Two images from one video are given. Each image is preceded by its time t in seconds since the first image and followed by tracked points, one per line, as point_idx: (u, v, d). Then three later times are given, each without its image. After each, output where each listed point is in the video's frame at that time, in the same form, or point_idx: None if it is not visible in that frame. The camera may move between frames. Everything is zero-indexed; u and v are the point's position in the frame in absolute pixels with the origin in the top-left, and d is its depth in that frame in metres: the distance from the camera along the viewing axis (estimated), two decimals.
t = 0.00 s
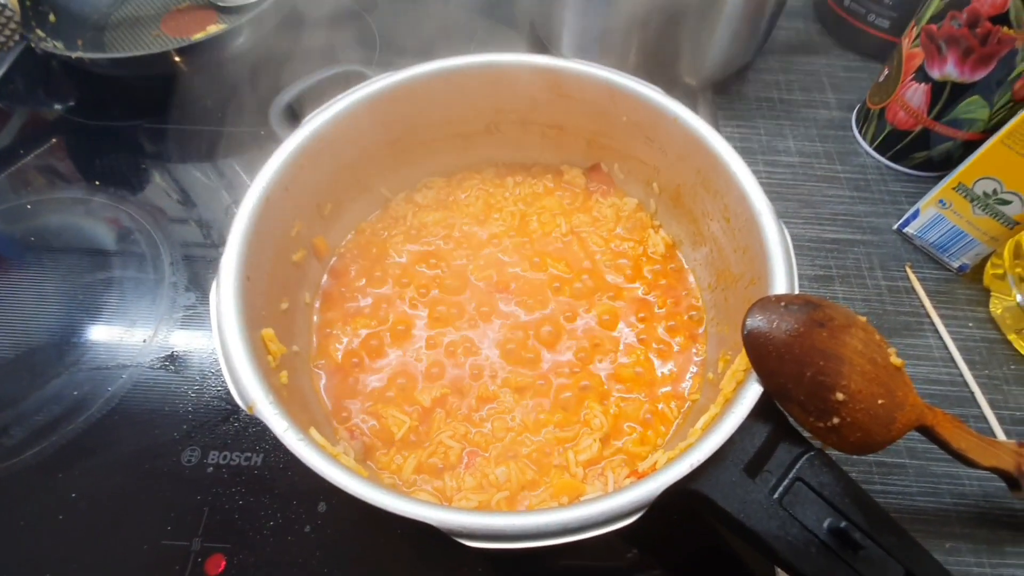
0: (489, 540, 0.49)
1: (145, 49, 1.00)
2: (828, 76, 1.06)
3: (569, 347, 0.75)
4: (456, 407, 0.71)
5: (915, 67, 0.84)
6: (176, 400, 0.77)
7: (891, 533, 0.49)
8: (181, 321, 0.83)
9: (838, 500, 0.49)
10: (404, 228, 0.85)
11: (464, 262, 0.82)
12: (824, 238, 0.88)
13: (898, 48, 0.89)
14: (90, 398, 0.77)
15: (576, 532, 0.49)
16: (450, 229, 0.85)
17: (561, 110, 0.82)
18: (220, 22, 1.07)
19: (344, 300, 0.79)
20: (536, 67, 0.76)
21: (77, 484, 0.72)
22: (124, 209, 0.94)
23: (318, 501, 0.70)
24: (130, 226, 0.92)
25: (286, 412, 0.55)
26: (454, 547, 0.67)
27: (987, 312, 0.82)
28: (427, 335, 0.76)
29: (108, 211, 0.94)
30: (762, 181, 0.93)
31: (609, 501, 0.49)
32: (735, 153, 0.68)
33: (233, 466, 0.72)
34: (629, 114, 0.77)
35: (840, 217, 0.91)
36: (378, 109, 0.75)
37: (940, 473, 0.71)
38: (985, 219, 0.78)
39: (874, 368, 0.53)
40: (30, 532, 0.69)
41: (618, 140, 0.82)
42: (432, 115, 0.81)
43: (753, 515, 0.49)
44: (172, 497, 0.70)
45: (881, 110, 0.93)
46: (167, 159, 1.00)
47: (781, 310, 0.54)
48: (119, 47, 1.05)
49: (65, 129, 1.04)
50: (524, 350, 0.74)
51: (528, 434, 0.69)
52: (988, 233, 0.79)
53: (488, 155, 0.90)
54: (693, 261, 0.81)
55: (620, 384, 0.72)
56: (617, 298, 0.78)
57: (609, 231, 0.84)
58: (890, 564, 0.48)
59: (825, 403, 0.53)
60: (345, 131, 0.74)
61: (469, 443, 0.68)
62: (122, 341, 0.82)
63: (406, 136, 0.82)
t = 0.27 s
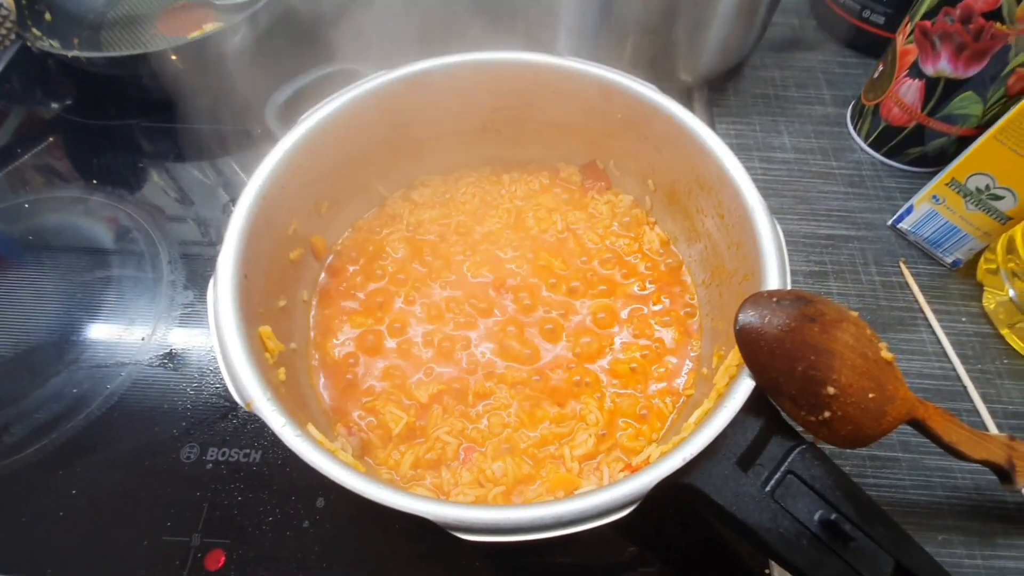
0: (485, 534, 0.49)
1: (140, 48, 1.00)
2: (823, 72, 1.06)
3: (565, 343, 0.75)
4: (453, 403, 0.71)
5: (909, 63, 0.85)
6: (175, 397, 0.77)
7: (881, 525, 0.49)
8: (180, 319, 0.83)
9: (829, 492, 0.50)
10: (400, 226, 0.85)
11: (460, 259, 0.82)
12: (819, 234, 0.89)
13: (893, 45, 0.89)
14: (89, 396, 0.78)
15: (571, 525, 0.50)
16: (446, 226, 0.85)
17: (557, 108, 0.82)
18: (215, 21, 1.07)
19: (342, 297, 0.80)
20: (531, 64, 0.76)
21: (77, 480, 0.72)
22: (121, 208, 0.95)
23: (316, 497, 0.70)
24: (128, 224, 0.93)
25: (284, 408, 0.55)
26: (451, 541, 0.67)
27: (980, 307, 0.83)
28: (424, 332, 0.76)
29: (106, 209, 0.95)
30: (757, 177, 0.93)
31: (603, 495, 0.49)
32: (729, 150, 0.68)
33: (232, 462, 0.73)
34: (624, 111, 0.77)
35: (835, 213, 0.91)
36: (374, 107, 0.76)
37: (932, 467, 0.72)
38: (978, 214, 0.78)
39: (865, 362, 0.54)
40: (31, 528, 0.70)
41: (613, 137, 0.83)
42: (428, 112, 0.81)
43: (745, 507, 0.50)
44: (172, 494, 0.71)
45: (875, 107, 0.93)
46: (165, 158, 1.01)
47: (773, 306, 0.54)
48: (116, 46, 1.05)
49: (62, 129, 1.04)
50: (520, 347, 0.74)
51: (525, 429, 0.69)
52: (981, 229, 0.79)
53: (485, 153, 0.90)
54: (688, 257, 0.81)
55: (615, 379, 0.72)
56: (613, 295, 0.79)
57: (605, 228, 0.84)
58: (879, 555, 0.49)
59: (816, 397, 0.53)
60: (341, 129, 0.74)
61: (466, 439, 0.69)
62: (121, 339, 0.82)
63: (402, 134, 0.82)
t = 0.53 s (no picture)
0: (484, 534, 0.50)
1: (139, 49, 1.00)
2: (820, 70, 1.06)
3: (563, 342, 0.75)
4: (452, 403, 0.71)
5: (906, 60, 0.85)
6: (174, 399, 0.78)
7: (878, 522, 0.49)
8: (178, 321, 0.83)
9: (826, 490, 0.50)
10: (398, 226, 0.85)
11: (458, 258, 0.82)
12: (816, 231, 0.89)
13: (890, 42, 0.89)
14: (88, 398, 0.78)
15: (569, 524, 0.50)
16: (444, 226, 0.85)
17: (553, 107, 0.82)
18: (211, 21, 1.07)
19: (340, 297, 0.80)
20: (528, 63, 0.76)
21: (76, 482, 0.72)
22: (119, 209, 0.95)
23: (316, 497, 0.70)
24: (126, 225, 0.93)
25: (282, 409, 0.55)
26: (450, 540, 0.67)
27: (978, 303, 0.83)
28: (422, 332, 0.76)
29: (103, 211, 0.94)
30: (754, 175, 0.93)
31: (601, 494, 0.50)
32: (726, 148, 0.68)
33: (231, 463, 0.73)
34: (621, 110, 0.77)
35: (832, 211, 0.91)
36: (370, 107, 0.76)
37: (930, 464, 0.72)
38: (975, 211, 0.78)
39: (862, 360, 0.54)
40: (31, 530, 0.70)
41: (610, 136, 0.83)
42: (425, 112, 0.81)
43: (743, 506, 0.50)
44: (171, 495, 0.71)
45: (873, 104, 0.93)
46: (162, 159, 1.01)
47: (770, 305, 0.54)
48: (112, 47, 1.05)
49: (59, 130, 1.04)
50: (518, 346, 0.75)
51: (523, 428, 0.70)
52: (978, 226, 0.79)
53: (482, 153, 0.90)
54: (686, 255, 0.81)
55: (614, 379, 0.73)
56: (611, 294, 0.79)
57: (603, 227, 0.84)
58: (878, 553, 0.49)
59: (813, 395, 0.53)
60: (337, 129, 0.74)
61: (465, 439, 0.69)
62: (120, 341, 0.82)
63: (399, 134, 0.82)
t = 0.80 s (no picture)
0: (490, 537, 0.49)
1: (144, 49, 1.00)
2: (820, 66, 1.06)
3: (566, 342, 0.75)
4: (455, 405, 0.71)
5: (906, 57, 0.85)
6: (175, 402, 0.77)
7: (884, 522, 0.49)
8: (179, 324, 0.83)
9: (832, 490, 0.50)
10: (398, 227, 0.85)
11: (459, 259, 0.82)
12: (817, 229, 0.89)
13: (890, 39, 0.89)
14: (90, 402, 0.78)
15: (575, 526, 0.49)
16: (445, 227, 0.85)
17: (553, 106, 0.82)
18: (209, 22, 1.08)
19: (341, 299, 0.80)
20: (527, 63, 0.76)
21: (79, 487, 0.72)
22: (118, 213, 0.94)
23: (320, 501, 0.70)
24: (125, 228, 0.92)
25: (286, 413, 0.55)
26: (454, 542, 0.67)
27: (980, 300, 0.83)
28: (424, 334, 0.76)
29: (102, 214, 0.94)
30: (755, 173, 0.93)
31: (607, 496, 0.49)
32: (727, 146, 0.68)
33: (233, 467, 0.73)
34: (621, 109, 0.77)
35: (834, 208, 0.91)
36: (370, 108, 0.75)
37: (934, 461, 0.72)
38: (977, 208, 0.78)
39: (867, 359, 0.53)
40: (34, 536, 0.70)
41: (611, 135, 0.82)
42: (425, 113, 0.81)
43: (749, 506, 0.50)
44: (174, 499, 0.71)
45: (873, 101, 0.93)
46: (160, 161, 1.00)
47: (774, 304, 0.54)
48: (110, 50, 1.04)
49: (57, 133, 1.03)
50: (520, 347, 0.74)
51: (527, 429, 0.69)
52: (980, 222, 0.79)
53: (482, 153, 0.90)
54: (688, 254, 0.81)
55: (617, 379, 0.72)
56: (614, 294, 0.78)
57: (604, 226, 0.84)
58: (884, 552, 0.49)
59: (818, 394, 0.53)
60: (337, 130, 0.74)
61: (468, 440, 0.69)
62: (121, 345, 0.82)
63: (399, 135, 0.82)
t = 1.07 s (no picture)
0: (503, 540, 0.49)
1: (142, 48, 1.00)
2: (823, 60, 1.05)
3: (572, 341, 0.75)
4: (462, 405, 0.70)
5: (912, 49, 0.84)
6: (179, 406, 0.77)
7: (901, 519, 0.49)
8: (181, 327, 0.82)
9: (847, 488, 0.49)
10: (401, 226, 0.84)
11: (463, 258, 0.81)
12: (823, 224, 0.88)
13: (895, 31, 0.88)
14: (92, 407, 0.77)
15: (588, 528, 0.49)
16: (448, 226, 0.84)
17: (557, 103, 0.81)
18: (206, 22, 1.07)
19: (344, 300, 0.79)
20: (531, 59, 0.75)
21: (82, 493, 0.72)
22: (118, 215, 0.93)
23: (326, 504, 0.70)
24: (124, 231, 0.91)
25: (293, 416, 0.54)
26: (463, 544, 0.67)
27: (988, 294, 0.82)
28: (429, 335, 0.75)
29: (101, 216, 0.93)
30: (760, 168, 0.93)
31: (620, 498, 0.49)
32: (734, 141, 0.68)
33: (239, 471, 0.72)
34: (626, 105, 0.76)
35: (839, 203, 0.91)
36: (372, 106, 0.74)
37: (945, 457, 0.71)
38: (985, 201, 0.78)
39: (880, 355, 0.53)
40: (38, 543, 0.69)
41: (615, 131, 0.82)
42: (427, 110, 0.80)
43: (764, 505, 0.49)
44: (179, 504, 0.70)
45: (878, 94, 0.92)
46: (158, 162, 1.00)
47: (786, 300, 0.53)
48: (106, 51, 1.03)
49: (53, 135, 1.03)
50: (527, 346, 0.74)
51: (535, 430, 0.69)
52: (988, 215, 0.79)
53: (484, 151, 0.89)
54: (694, 251, 0.81)
55: (625, 377, 0.72)
56: (620, 291, 0.78)
57: (609, 223, 0.83)
58: (901, 551, 0.48)
59: (832, 391, 0.52)
60: (339, 129, 0.73)
61: (476, 441, 0.68)
62: (122, 349, 0.81)
63: (401, 133, 0.81)
